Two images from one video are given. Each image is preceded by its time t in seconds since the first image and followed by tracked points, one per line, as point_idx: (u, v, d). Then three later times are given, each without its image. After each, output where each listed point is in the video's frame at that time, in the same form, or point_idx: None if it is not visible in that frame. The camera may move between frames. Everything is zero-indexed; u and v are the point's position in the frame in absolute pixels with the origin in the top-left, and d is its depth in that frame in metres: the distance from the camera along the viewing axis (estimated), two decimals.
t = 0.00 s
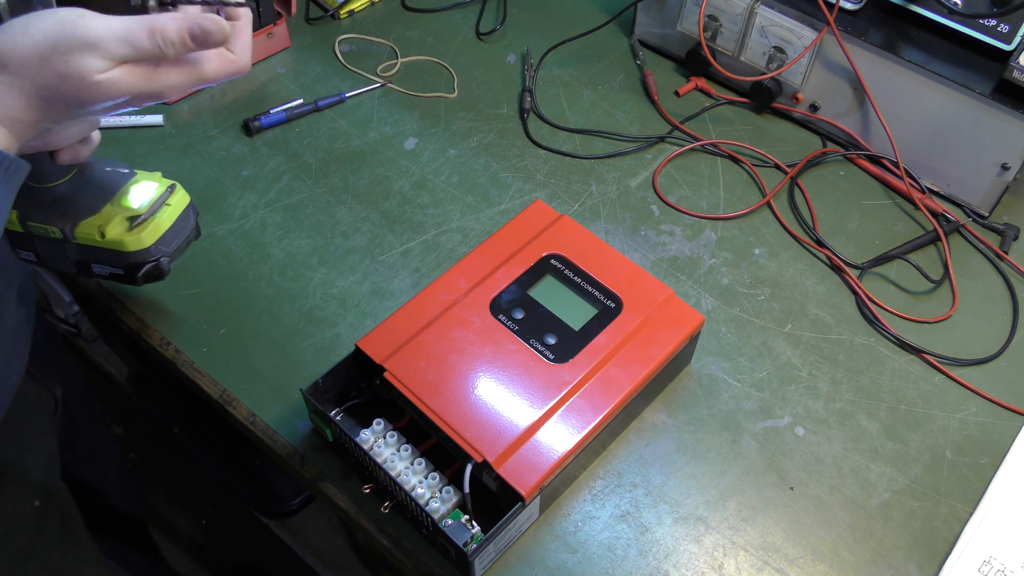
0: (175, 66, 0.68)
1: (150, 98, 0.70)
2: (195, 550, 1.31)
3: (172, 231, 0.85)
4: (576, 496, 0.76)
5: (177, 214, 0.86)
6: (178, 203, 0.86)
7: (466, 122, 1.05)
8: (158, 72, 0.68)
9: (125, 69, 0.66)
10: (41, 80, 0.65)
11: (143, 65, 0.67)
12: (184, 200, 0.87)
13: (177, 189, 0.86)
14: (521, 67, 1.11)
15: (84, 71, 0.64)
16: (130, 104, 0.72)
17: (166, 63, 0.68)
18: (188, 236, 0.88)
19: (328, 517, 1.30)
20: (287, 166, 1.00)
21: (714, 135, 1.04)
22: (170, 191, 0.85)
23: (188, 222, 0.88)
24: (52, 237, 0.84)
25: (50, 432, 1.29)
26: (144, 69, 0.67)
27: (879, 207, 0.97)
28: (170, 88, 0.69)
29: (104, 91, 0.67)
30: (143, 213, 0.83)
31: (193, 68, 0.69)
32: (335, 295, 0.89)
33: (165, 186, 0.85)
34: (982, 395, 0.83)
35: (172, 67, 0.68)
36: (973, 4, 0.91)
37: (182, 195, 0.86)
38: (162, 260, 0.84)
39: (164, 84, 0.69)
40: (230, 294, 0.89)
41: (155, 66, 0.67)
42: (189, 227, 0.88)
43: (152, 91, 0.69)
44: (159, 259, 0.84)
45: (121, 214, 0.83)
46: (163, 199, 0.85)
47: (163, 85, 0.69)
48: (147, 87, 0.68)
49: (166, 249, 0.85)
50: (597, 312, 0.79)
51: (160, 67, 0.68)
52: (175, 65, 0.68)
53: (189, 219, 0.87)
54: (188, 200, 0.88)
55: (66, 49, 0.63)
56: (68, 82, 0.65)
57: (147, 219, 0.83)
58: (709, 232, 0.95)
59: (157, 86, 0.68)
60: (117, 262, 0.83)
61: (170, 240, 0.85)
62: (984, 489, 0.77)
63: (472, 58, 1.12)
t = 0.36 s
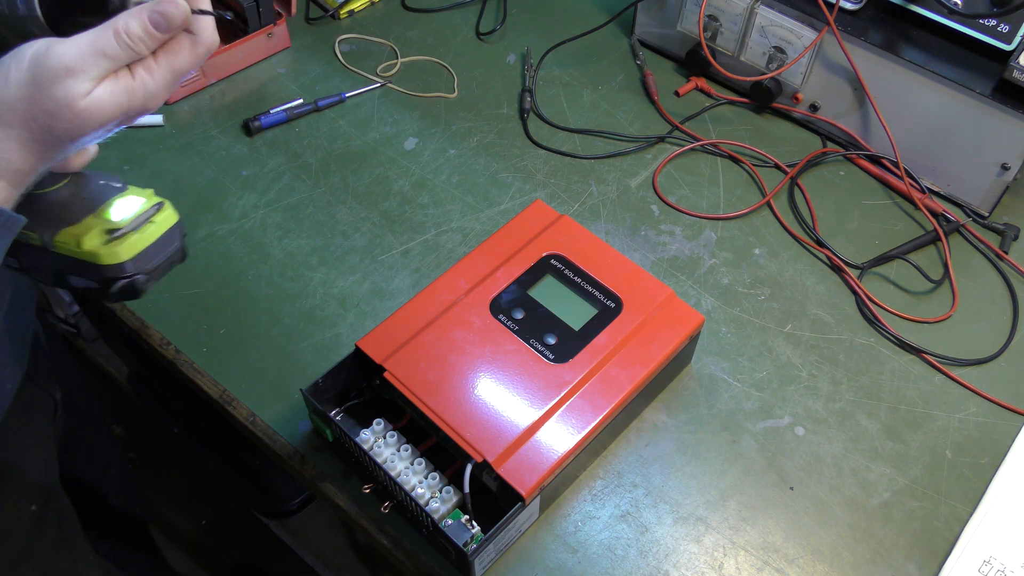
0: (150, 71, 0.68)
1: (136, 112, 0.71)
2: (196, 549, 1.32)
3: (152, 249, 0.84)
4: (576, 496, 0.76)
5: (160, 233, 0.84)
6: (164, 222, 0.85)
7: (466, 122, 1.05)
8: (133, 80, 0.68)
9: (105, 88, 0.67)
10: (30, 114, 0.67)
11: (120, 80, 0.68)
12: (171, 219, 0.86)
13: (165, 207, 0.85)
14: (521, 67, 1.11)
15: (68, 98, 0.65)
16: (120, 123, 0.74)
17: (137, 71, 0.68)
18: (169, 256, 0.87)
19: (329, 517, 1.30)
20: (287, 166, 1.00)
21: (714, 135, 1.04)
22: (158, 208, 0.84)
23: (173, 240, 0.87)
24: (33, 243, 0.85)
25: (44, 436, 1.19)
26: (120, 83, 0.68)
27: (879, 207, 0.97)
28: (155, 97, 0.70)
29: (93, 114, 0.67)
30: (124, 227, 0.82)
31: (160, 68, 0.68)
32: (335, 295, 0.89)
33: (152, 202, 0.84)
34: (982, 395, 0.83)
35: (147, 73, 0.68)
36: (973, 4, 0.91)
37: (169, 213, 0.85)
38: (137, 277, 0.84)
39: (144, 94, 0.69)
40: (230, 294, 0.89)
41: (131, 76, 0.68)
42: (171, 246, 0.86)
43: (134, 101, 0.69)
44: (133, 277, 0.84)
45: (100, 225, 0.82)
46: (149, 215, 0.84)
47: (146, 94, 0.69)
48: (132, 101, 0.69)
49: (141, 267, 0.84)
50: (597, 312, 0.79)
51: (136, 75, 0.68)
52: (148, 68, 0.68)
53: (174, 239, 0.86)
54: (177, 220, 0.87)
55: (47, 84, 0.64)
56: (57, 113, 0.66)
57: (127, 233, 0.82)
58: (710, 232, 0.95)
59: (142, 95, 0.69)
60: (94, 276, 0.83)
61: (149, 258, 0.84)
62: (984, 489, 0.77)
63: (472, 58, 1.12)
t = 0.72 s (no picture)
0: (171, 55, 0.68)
1: (165, 102, 0.72)
2: (196, 550, 1.32)
3: (126, 249, 0.80)
4: (576, 496, 0.76)
5: (136, 234, 0.81)
6: (142, 224, 0.81)
7: (466, 122, 1.05)
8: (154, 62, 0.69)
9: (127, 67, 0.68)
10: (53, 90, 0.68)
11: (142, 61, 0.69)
12: (150, 226, 0.83)
13: (147, 212, 0.83)
14: (521, 67, 1.11)
15: (87, 72, 0.67)
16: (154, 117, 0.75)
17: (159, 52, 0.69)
18: (141, 266, 0.83)
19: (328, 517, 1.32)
20: (287, 166, 1.00)
21: (714, 135, 1.04)
22: (139, 210, 0.82)
23: (148, 249, 0.82)
24: None
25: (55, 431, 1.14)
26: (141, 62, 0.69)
27: (879, 207, 0.97)
28: (178, 85, 0.70)
29: (112, 93, 0.69)
30: (98, 218, 0.80)
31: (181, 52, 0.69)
32: (335, 295, 0.89)
33: (134, 204, 0.83)
34: (982, 395, 0.83)
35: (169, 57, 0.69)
36: (973, 4, 0.91)
37: (150, 218, 0.82)
38: (98, 272, 0.79)
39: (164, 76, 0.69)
40: (230, 294, 0.89)
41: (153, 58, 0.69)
42: (144, 254, 0.82)
43: (156, 84, 0.69)
44: (94, 271, 0.78)
45: (72, 213, 0.79)
46: (127, 214, 0.82)
47: (169, 80, 0.69)
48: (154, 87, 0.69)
49: (105, 262, 0.79)
50: (597, 312, 0.79)
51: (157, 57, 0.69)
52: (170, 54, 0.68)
53: (150, 247, 0.82)
54: (156, 229, 0.83)
55: (69, 57, 0.67)
56: (77, 90, 0.68)
57: (99, 225, 0.79)
58: (710, 232, 0.95)
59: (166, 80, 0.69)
60: (52, 264, 0.78)
61: (117, 257, 0.79)
62: (984, 489, 0.77)
63: (472, 58, 1.12)
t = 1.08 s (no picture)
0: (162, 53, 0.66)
1: (152, 100, 0.69)
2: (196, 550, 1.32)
3: (119, 252, 0.79)
4: (576, 496, 0.76)
5: (131, 237, 0.80)
6: (138, 228, 0.81)
7: (466, 122, 1.05)
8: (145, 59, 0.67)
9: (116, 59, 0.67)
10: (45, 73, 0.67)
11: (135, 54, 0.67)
12: (144, 232, 0.82)
13: (142, 217, 0.82)
14: (521, 67, 1.11)
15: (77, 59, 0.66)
16: (142, 115, 0.72)
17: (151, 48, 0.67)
18: (134, 271, 0.81)
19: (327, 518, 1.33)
20: (287, 166, 1.00)
21: (714, 135, 1.04)
22: (135, 215, 0.82)
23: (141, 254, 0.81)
24: None
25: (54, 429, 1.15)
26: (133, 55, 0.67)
27: (879, 207, 0.97)
28: (166, 84, 0.68)
29: (99, 83, 0.67)
30: (95, 219, 0.78)
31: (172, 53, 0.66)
32: (335, 295, 0.89)
33: (130, 208, 0.82)
34: (982, 395, 0.83)
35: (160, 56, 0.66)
36: (973, 4, 0.91)
37: (145, 223, 0.82)
38: (92, 274, 0.77)
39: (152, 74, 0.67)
40: (230, 294, 0.89)
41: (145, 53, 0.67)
42: (138, 259, 0.81)
43: (144, 80, 0.67)
44: (88, 272, 0.77)
45: (70, 213, 0.78)
46: (123, 218, 0.81)
47: (156, 77, 0.67)
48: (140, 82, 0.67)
49: (99, 264, 0.78)
50: (597, 312, 0.79)
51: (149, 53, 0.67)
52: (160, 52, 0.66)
53: (143, 252, 0.81)
54: (150, 235, 0.82)
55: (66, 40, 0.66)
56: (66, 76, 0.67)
57: (96, 227, 0.78)
58: (710, 232, 0.95)
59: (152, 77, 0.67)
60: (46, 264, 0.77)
61: (112, 259, 0.78)
62: (984, 489, 0.77)
63: (472, 58, 1.12)
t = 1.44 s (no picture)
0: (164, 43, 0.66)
1: (150, 87, 0.69)
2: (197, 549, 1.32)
3: (122, 249, 0.81)
4: (576, 496, 0.76)
5: (132, 235, 0.82)
6: (137, 226, 0.82)
7: (465, 122, 1.05)
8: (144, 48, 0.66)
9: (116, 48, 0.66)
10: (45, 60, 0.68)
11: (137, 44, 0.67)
12: (144, 229, 0.84)
13: (142, 215, 0.84)
14: (521, 67, 1.11)
15: (78, 47, 0.66)
16: (140, 101, 0.72)
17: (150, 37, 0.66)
18: (135, 267, 0.83)
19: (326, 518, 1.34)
20: (286, 166, 1.00)
21: (714, 135, 1.04)
22: (134, 213, 0.83)
23: (142, 250, 0.83)
24: None
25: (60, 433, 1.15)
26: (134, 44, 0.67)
27: (879, 207, 0.97)
28: (166, 74, 0.68)
29: (99, 71, 0.67)
30: (94, 218, 0.80)
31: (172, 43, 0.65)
32: (335, 295, 0.89)
33: (129, 206, 0.83)
34: (982, 395, 0.83)
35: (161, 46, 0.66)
36: (974, 4, 0.91)
37: (145, 220, 0.83)
38: (93, 272, 0.79)
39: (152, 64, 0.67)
40: (230, 294, 0.89)
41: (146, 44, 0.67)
42: (138, 256, 0.83)
43: (143, 68, 0.67)
44: (89, 271, 0.79)
45: (69, 213, 0.80)
46: (122, 216, 0.82)
47: (156, 67, 0.67)
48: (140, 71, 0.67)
49: (100, 262, 0.80)
50: (597, 312, 0.79)
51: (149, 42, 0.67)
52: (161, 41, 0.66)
53: (144, 249, 0.83)
54: (149, 231, 0.84)
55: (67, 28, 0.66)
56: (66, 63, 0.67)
57: (95, 225, 0.80)
58: (710, 232, 0.95)
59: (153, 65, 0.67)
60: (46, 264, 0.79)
61: (112, 257, 0.80)
62: (984, 489, 0.77)
63: (472, 58, 1.12)
